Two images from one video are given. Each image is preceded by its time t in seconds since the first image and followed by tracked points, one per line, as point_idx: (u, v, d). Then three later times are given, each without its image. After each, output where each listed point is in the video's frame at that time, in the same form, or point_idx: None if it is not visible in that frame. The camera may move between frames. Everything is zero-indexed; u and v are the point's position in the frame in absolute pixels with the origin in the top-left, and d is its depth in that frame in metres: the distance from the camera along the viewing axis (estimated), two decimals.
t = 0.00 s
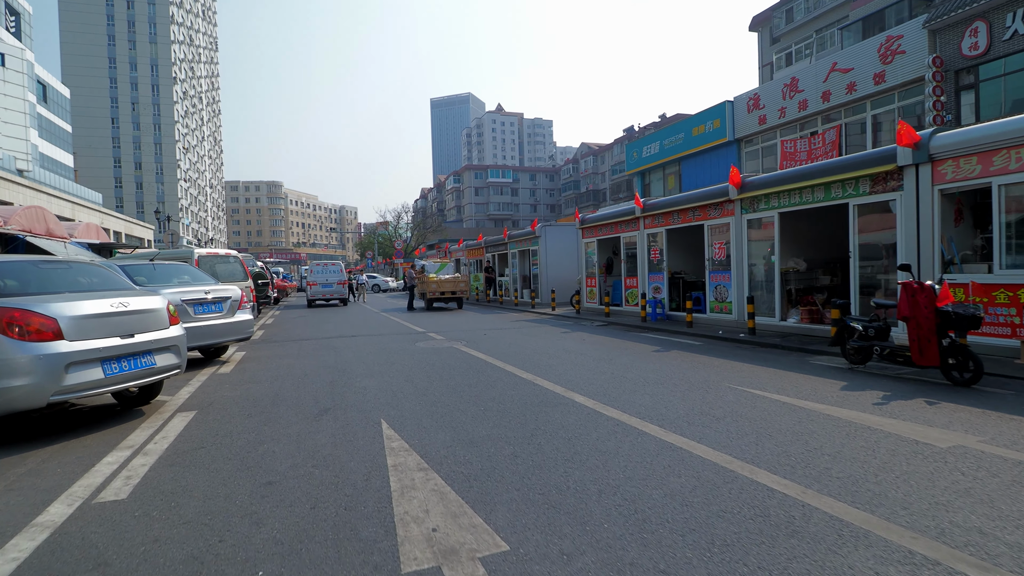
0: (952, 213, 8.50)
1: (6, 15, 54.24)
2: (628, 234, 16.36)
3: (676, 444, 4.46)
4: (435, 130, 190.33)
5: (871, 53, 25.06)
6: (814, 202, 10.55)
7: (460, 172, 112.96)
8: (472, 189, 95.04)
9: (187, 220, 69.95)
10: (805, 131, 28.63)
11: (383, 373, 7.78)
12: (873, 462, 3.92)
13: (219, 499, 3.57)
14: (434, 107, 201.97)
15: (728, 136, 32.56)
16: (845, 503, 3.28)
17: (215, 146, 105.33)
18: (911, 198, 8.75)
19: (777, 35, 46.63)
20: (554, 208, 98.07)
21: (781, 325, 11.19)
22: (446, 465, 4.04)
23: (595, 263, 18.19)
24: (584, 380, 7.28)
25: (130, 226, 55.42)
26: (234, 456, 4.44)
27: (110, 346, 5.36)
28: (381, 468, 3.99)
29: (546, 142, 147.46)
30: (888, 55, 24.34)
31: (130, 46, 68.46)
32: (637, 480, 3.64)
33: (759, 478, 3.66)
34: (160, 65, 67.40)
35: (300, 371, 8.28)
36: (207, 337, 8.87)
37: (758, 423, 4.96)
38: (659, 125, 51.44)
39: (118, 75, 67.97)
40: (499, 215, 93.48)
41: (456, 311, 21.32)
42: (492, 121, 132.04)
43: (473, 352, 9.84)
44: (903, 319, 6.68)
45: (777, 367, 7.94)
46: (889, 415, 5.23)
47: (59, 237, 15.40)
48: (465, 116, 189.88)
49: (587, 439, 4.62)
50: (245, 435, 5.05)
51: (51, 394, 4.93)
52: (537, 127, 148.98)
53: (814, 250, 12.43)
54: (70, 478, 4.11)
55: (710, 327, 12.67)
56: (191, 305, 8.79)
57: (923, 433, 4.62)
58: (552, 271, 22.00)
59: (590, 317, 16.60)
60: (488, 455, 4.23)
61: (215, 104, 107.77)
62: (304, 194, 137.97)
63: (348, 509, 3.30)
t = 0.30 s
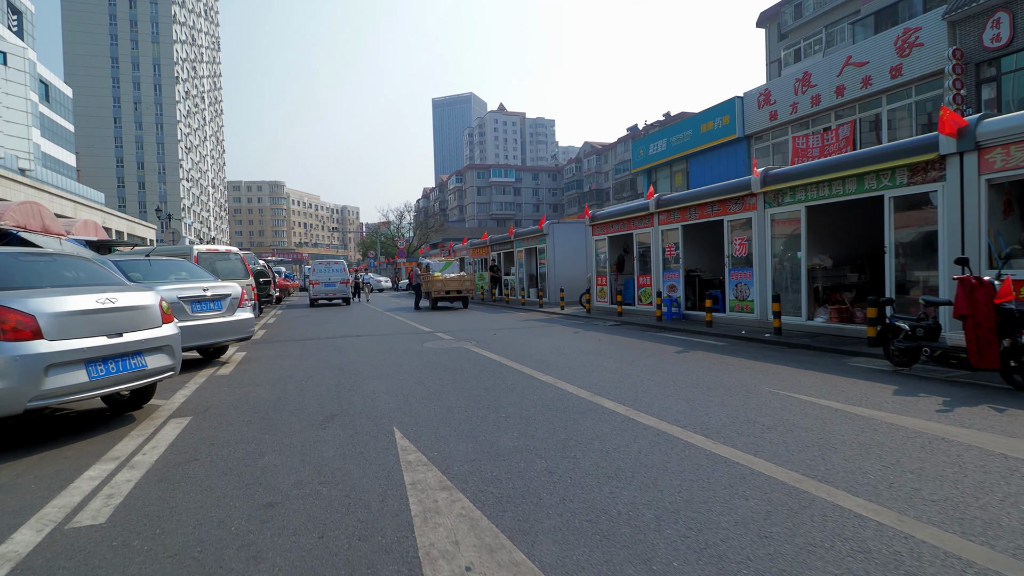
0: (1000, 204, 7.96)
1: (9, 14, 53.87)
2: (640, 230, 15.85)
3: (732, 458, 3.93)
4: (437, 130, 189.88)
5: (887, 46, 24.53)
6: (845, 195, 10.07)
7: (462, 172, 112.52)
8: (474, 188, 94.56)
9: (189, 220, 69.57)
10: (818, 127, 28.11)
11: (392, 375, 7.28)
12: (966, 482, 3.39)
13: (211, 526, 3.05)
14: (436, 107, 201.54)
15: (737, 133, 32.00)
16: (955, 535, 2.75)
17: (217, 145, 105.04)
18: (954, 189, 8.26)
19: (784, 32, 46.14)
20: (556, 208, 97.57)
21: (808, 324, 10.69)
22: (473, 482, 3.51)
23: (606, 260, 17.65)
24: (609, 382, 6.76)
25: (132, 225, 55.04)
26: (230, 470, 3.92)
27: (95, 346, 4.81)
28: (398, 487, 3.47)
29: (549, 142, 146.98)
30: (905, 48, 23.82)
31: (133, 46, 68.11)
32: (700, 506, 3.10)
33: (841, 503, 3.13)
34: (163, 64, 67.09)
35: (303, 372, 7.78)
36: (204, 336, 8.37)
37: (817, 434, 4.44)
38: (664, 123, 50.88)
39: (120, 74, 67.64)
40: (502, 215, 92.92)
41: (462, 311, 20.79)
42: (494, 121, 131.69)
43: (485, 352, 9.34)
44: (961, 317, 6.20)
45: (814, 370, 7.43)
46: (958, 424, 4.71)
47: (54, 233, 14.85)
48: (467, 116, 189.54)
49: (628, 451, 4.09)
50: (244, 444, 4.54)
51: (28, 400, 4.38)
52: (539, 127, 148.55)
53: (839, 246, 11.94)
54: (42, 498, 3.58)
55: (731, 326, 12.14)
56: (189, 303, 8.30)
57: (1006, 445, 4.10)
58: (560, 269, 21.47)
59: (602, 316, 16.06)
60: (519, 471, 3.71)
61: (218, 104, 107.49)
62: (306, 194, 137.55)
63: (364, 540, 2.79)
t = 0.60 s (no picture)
0: None
1: (10, 11, 53.39)
2: (654, 230, 15.30)
3: (800, 492, 3.41)
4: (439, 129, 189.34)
5: (902, 42, 23.96)
6: (876, 192, 9.53)
7: (464, 172, 111.95)
8: (477, 188, 93.99)
9: (191, 219, 69.15)
10: (830, 124, 27.58)
11: (402, 385, 6.77)
12: None
13: None
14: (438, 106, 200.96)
15: (747, 130, 31.42)
16: None
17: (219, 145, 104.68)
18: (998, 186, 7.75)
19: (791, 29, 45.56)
20: (560, 208, 97.02)
21: (836, 329, 10.15)
22: (505, 523, 3.01)
23: (617, 261, 17.10)
24: (637, 394, 6.24)
25: (133, 225, 54.63)
26: (222, 503, 3.42)
27: (72, 357, 4.29)
28: (417, 530, 2.96)
29: (551, 141, 146.39)
30: (921, 44, 23.20)
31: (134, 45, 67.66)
32: (781, 558, 2.60)
33: (950, 556, 2.62)
34: (164, 63, 66.68)
35: (306, 381, 7.28)
36: (201, 341, 7.87)
37: (888, 460, 3.92)
38: (670, 121, 50.29)
39: (122, 73, 67.31)
40: (505, 215, 92.34)
41: (468, 312, 20.29)
42: (496, 120, 131.16)
43: (498, 358, 8.83)
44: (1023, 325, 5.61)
45: (855, 380, 6.91)
46: None
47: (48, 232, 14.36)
48: (469, 116, 189.01)
49: (677, 481, 3.58)
50: (240, 468, 4.04)
51: None
52: (542, 127, 148.00)
53: (866, 246, 11.41)
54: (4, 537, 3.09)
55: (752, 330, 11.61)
56: (184, 306, 7.80)
57: None
58: (568, 270, 20.94)
59: (614, 318, 15.53)
60: (556, 508, 3.19)
61: (220, 103, 107.11)
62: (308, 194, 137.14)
63: None
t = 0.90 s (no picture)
0: None
1: (9, 9, 52.93)
2: (668, 228, 14.74)
3: (900, 533, 2.85)
4: (441, 128, 188.81)
5: (918, 36, 23.38)
6: (913, 187, 9.00)
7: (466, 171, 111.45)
8: (479, 187, 93.45)
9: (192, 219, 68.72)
10: (842, 121, 27.04)
11: (413, 394, 6.24)
12: None
13: None
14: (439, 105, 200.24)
15: (756, 128, 30.84)
16: None
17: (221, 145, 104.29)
18: None
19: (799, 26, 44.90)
20: (563, 207, 96.47)
21: (869, 331, 9.60)
22: None
23: (629, 260, 16.53)
24: (672, 403, 5.70)
25: (134, 224, 54.26)
26: (210, 544, 2.87)
27: (41, 368, 3.74)
28: None
29: (554, 141, 145.86)
30: (938, 38, 22.65)
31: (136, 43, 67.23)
32: None
33: None
34: (166, 62, 66.26)
35: (309, 388, 6.75)
36: (196, 345, 7.35)
37: (986, 489, 3.37)
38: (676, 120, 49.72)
39: (123, 72, 66.93)
40: (508, 214, 91.79)
41: (474, 313, 19.75)
42: (498, 120, 130.67)
43: (512, 363, 8.30)
44: None
45: (905, 388, 6.37)
46: None
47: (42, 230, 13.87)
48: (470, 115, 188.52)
49: (747, 518, 3.03)
50: (233, 496, 3.50)
51: None
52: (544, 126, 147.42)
53: (895, 245, 10.87)
54: None
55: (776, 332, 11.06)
56: (177, 308, 7.26)
57: None
58: (577, 269, 20.38)
59: (627, 319, 14.97)
60: (611, 554, 2.65)
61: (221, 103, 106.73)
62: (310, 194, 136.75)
63: None
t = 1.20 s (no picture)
0: None
1: (9, 7, 52.39)
2: (684, 226, 14.22)
3: None
4: (443, 128, 188.31)
5: (934, 31, 22.85)
6: (952, 182, 8.48)
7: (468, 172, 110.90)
8: (481, 187, 92.89)
9: (193, 219, 68.28)
10: (854, 118, 26.51)
11: (425, 404, 5.72)
12: None
13: None
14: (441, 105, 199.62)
15: (766, 125, 30.29)
16: None
17: (223, 144, 103.92)
18: None
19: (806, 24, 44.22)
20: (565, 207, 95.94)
21: (904, 335, 9.09)
22: None
23: (641, 260, 16.00)
24: (712, 415, 5.19)
25: (135, 224, 53.89)
26: None
27: (5, 382, 3.24)
28: None
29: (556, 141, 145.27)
30: (955, 33, 22.11)
31: (137, 43, 66.74)
32: None
33: None
34: (167, 62, 65.74)
35: (312, 397, 6.24)
36: (191, 350, 6.82)
37: None
38: (681, 118, 49.16)
39: (125, 72, 66.51)
40: (510, 214, 91.22)
41: (480, 314, 19.24)
42: (500, 119, 130.21)
43: (529, 368, 7.79)
44: None
45: (961, 398, 5.85)
46: None
47: (36, 227, 13.39)
48: (472, 116, 188.20)
49: (845, 567, 2.51)
50: (227, 533, 2.99)
51: None
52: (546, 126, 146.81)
53: (927, 243, 10.35)
54: None
55: (802, 335, 10.55)
56: (171, 310, 6.72)
57: None
58: (586, 269, 19.84)
59: (641, 321, 14.46)
60: None
61: (223, 102, 106.35)
62: (312, 194, 136.36)
63: None
